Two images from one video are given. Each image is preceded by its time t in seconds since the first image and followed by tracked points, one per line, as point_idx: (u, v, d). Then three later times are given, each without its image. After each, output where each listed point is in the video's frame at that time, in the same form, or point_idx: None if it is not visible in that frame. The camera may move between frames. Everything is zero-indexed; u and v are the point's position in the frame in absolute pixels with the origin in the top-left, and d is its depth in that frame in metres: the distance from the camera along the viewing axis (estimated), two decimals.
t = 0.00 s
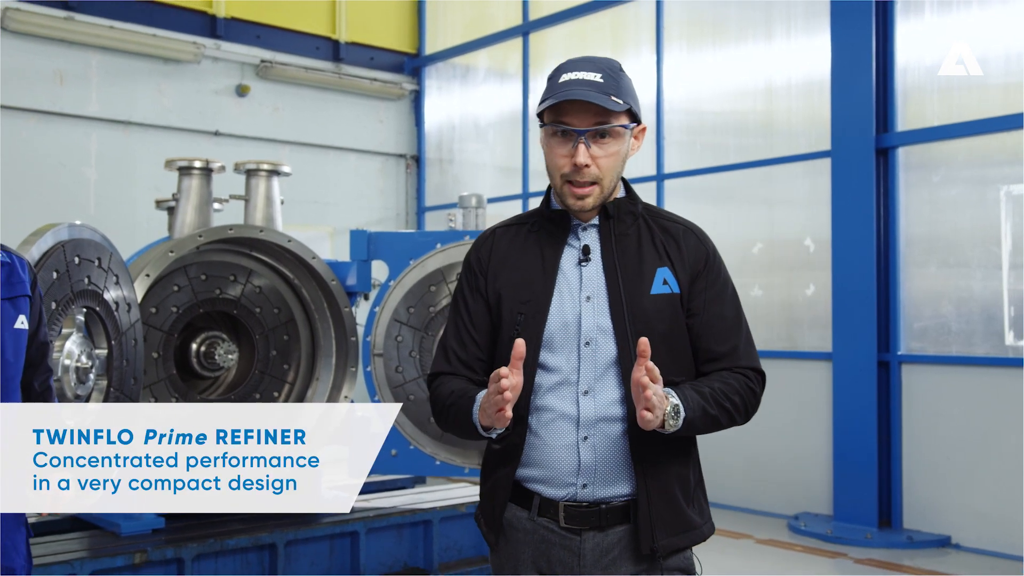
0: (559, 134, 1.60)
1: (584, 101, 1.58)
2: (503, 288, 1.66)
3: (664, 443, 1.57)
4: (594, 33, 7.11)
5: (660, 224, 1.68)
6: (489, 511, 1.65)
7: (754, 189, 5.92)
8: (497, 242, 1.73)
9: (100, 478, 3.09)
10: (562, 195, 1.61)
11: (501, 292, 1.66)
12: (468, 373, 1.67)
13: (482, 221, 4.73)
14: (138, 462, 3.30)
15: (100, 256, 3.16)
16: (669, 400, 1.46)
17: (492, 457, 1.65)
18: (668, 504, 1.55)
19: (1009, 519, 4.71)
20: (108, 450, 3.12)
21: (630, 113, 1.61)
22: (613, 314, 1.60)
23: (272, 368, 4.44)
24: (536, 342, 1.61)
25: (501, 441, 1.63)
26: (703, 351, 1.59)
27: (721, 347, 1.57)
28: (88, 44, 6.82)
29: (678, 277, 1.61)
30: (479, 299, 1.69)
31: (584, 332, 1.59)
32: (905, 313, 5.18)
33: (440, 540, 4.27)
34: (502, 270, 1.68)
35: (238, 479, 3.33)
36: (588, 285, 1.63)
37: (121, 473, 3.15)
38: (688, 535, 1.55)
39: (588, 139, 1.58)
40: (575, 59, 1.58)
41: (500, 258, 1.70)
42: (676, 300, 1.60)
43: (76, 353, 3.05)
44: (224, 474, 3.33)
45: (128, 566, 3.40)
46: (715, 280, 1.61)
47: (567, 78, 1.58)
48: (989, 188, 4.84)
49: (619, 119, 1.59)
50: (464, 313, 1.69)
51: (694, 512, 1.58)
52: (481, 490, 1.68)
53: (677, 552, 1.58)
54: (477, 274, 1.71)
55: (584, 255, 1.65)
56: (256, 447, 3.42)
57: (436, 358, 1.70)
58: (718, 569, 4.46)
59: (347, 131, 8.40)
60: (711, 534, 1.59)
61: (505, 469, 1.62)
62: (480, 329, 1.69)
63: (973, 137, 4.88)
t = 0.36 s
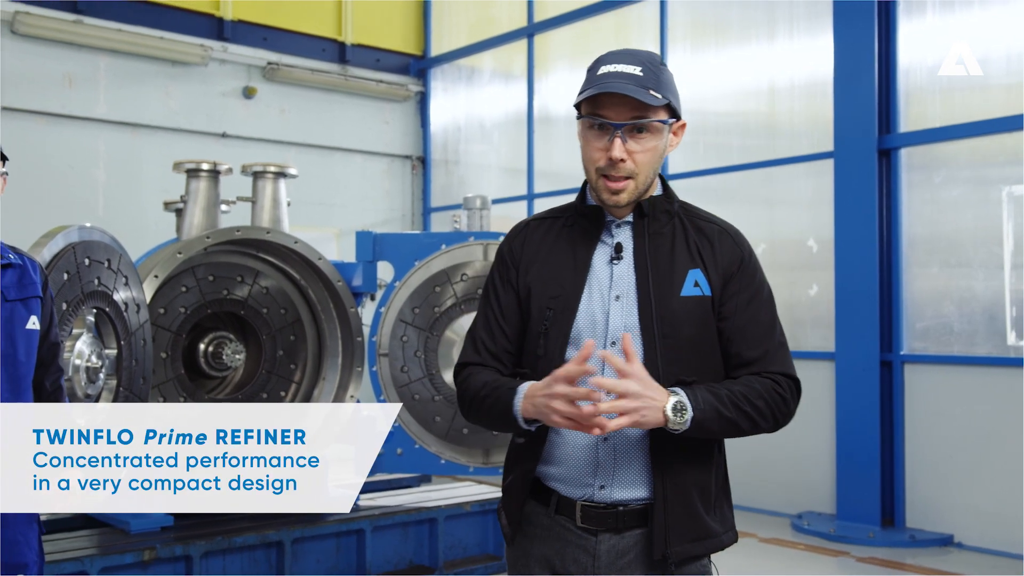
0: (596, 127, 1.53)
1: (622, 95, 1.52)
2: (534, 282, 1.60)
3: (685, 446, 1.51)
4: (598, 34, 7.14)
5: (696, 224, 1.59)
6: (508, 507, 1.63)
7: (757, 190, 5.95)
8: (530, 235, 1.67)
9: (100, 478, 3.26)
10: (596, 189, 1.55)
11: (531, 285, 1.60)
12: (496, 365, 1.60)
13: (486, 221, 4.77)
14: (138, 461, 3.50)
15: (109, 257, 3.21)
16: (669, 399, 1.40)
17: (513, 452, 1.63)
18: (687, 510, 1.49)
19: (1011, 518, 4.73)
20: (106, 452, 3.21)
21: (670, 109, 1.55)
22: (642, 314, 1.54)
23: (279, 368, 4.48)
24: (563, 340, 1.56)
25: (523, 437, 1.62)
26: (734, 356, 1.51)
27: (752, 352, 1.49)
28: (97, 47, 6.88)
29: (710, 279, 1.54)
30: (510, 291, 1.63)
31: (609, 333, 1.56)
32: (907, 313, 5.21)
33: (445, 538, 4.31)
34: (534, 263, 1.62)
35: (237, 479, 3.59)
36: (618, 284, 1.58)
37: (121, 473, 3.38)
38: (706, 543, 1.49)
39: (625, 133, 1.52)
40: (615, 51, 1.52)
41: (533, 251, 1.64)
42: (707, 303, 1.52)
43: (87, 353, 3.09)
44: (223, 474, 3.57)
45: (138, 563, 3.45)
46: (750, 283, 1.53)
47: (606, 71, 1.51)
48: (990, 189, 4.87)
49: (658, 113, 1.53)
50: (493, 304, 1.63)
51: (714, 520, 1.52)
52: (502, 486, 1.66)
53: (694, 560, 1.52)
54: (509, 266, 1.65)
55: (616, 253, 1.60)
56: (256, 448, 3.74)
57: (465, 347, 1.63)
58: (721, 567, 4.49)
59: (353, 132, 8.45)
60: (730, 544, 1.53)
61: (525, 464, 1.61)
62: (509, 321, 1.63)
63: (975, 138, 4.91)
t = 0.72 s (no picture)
0: (621, 130, 1.54)
1: (650, 98, 1.52)
2: (549, 282, 1.61)
3: (695, 451, 1.52)
4: (606, 34, 7.16)
5: (712, 233, 1.60)
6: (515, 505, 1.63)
7: (764, 190, 5.97)
8: (546, 235, 1.68)
9: (100, 478, 2.93)
10: (619, 191, 1.56)
11: (546, 286, 1.61)
12: (508, 365, 1.62)
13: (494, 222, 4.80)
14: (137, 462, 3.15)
15: (121, 258, 3.26)
16: (673, 411, 1.43)
17: (519, 451, 1.63)
18: (695, 515, 1.50)
19: (1017, 517, 4.74)
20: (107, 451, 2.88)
21: (696, 114, 1.55)
22: (656, 318, 1.54)
23: (289, 368, 4.53)
24: (576, 341, 1.58)
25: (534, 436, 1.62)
26: (747, 365, 1.52)
27: (764, 363, 1.50)
28: (109, 49, 6.94)
29: (725, 288, 1.55)
30: (524, 289, 1.64)
31: (624, 336, 1.56)
32: (914, 313, 5.22)
33: (453, 537, 4.34)
34: (550, 265, 1.64)
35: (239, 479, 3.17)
36: (634, 288, 1.58)
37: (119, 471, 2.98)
38: (713, 549, 1.50)
39: (651, 137, 1.52)
40: (645, 53, 1.52)
41: (550, 252, 1.65)
42: (721, 312, 1.53)
43: (99, 352, 3.14)
44: (224, 474, 3.17)
45: (149, 560, 3.50)
46: (764, 294, 1.54)
47: (635, 73, 1.51)
48: (996, 189, 4.87)
49: (685, 119, 1.53)
50: (508, 302, 1.64)
51: (721, 526, 1.53)
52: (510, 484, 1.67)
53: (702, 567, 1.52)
54: (525, 265, 1.66)
55: (632, 257, 1.60)
56: (269, 439, 3.37)
57: (477, 344, 1.64)
58: (727, 566, 4.51)
59: (362, 133, 8.50)
60: (736, 550, 1.54)
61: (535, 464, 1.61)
62: (523, 321, 1.64)
63: (981, 138, 4.91)
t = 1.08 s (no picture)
0: (593, 128, 1.56)
1: (621, 96, 1.55)
2: (523, 283, 1.61)
3: (673, 444, 1.54)
4: (615, 34, 7.18)
5: (686, 228, 1.63)
6: (492, 504, 1.63)
7: (772, 190, 5.98)
8: (517, 235, 1.68)
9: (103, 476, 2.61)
10: (591, 190, 1.58)
11: (520, 286, 1.61)
12: (482, 364, 1.61)
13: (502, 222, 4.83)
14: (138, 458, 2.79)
15: (133, 258, 3.32)
16: (694, 393, 1.44)
17: (495, 451, 1.63)
18: (675, 508, 1.52)
19: None
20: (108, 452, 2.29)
21: (665, 112, 1.58)
22: (632, 315, 1.56)
23: (298, 367, 4.57)
24: (553, 340, 1.58)
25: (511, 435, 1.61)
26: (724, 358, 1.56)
27: (741, 356, 1.54)
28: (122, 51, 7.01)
29: (700, 283, 1.57)
30: (496, 291, 1.64)
31: (602, 333, 1.57)
32: (922, 313, 5.22)
33: (461, 534, 4.38)
34: (522, 265, 1.63)
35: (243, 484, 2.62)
36: (609, 285, 1.60)
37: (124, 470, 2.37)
38: (694, 539, 1.53)
39: (624, 135, 1.55)
40: (615, 53, 1.55)
41: (522, 252, 1.65)
42: (697, 307, 1.56)
43: (111, 351, 3.20)
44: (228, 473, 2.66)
45: (161, 556, 3.56)
46: (738, 289, 1.57)
47: (606, 72, 1.54)
48: (1004, 188, 4.87)
49: (656, 116, 1.56)
50: (480, 304, 1.63)
51: (699, 517, 1.56)
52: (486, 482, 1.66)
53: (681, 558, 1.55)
54: (497, 267, 1.65)
55: (608, 254, 1.61)
56: (257, 446, 2.21)
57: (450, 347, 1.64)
58: (734, 564, 4.53)
59: (372, 134, 8.54)
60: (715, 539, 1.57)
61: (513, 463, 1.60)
62: (495, 322, 1.63)
63: (989, 137, 4.91)
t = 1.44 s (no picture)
0: (558, 128, 1.58)
1: (584, 94, 1.56)
2: (500, 285, 1.61)
3: (661, 436, 1.52)
4: (625, 34, 7.18)
5: (659, 221, 1.64)
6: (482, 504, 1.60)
7: (782, 189, 5.98)
8: (492, 240, 1.68)
9: (100, 478, 2.96)
10: (562, 190, 1.59)
11: (498, 289, 1.61)
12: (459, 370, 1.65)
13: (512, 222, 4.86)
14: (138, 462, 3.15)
15: (147, 258, 3.36)
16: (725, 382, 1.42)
17: (488, 453, 1.62)
18: (663, 498, 1.51)
19: None
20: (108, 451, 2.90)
21: (629, 106, 1.60)
22: (612, 311, 1.55)
23: (310, 365, 4.60)
24: (533, 340, 1.56)
25: (497, 438, 1.60)
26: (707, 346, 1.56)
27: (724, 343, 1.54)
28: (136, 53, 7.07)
29: (677, 274, 1.59)
30: (474, 296, 1.65)
31: (582, 329, 1.55)
32: (933, 312, 5.21)
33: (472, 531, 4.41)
34: (499, 269, 1.64)
35: (239, 479, 3.23)
36: (586, 281, 1.59)
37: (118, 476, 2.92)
38: (683, 529, 1.52)
39: (589, 132, 1.56)
40: (574, 53, 1.57)
41: (497, 255, 1.66)
42: (676, 297, 1.57)
43: (126, 349, 3.29)
44: (224, 473, 3.23)
45: (175, 552, 3.60)
46: (715, 278, 1.59)
47: (566, 73, 1.56)
48: (1016, 187, 4.86)
49: (620, 111, 1.57)
50: (459, 310, 1.64)
51: (689, 506, 1.55)
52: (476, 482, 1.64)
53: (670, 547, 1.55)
54: (473, 272, 1.66)
55: (581, 251, 1.61)
56: (258, 448, 3.29)
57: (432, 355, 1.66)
58: (744, 563, 4.53)
59: (383, 133, 8.58)
60: (707, 527, 1.56)
61: (500, 462, 1.58)
62: (475, 326, 1.64)
63: (1000, 136, 4.90)
